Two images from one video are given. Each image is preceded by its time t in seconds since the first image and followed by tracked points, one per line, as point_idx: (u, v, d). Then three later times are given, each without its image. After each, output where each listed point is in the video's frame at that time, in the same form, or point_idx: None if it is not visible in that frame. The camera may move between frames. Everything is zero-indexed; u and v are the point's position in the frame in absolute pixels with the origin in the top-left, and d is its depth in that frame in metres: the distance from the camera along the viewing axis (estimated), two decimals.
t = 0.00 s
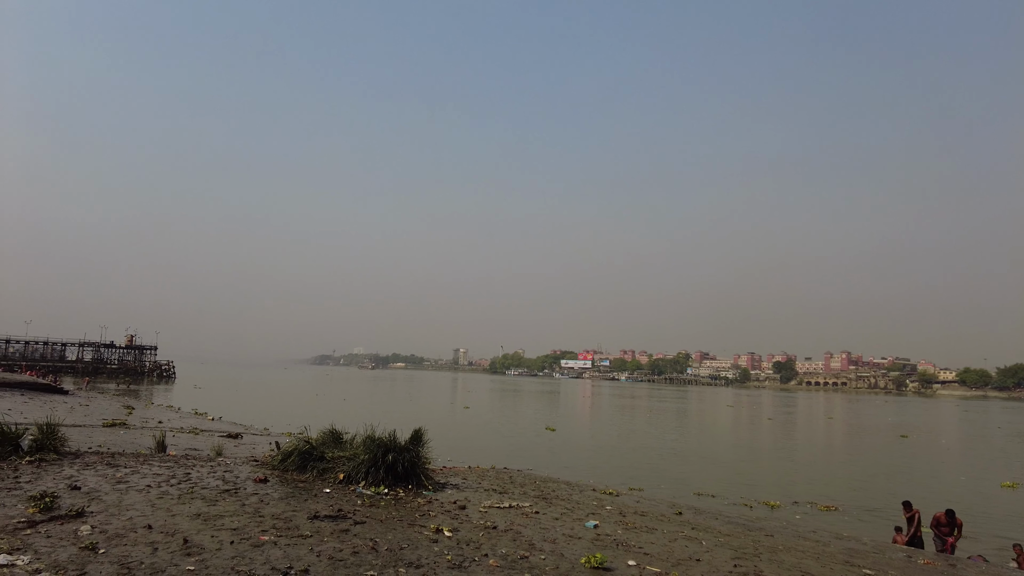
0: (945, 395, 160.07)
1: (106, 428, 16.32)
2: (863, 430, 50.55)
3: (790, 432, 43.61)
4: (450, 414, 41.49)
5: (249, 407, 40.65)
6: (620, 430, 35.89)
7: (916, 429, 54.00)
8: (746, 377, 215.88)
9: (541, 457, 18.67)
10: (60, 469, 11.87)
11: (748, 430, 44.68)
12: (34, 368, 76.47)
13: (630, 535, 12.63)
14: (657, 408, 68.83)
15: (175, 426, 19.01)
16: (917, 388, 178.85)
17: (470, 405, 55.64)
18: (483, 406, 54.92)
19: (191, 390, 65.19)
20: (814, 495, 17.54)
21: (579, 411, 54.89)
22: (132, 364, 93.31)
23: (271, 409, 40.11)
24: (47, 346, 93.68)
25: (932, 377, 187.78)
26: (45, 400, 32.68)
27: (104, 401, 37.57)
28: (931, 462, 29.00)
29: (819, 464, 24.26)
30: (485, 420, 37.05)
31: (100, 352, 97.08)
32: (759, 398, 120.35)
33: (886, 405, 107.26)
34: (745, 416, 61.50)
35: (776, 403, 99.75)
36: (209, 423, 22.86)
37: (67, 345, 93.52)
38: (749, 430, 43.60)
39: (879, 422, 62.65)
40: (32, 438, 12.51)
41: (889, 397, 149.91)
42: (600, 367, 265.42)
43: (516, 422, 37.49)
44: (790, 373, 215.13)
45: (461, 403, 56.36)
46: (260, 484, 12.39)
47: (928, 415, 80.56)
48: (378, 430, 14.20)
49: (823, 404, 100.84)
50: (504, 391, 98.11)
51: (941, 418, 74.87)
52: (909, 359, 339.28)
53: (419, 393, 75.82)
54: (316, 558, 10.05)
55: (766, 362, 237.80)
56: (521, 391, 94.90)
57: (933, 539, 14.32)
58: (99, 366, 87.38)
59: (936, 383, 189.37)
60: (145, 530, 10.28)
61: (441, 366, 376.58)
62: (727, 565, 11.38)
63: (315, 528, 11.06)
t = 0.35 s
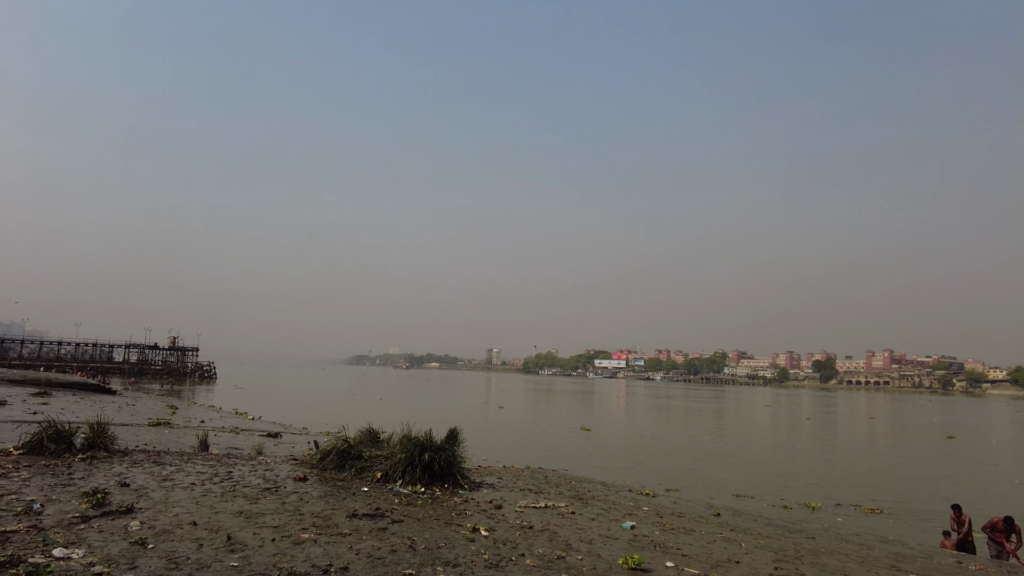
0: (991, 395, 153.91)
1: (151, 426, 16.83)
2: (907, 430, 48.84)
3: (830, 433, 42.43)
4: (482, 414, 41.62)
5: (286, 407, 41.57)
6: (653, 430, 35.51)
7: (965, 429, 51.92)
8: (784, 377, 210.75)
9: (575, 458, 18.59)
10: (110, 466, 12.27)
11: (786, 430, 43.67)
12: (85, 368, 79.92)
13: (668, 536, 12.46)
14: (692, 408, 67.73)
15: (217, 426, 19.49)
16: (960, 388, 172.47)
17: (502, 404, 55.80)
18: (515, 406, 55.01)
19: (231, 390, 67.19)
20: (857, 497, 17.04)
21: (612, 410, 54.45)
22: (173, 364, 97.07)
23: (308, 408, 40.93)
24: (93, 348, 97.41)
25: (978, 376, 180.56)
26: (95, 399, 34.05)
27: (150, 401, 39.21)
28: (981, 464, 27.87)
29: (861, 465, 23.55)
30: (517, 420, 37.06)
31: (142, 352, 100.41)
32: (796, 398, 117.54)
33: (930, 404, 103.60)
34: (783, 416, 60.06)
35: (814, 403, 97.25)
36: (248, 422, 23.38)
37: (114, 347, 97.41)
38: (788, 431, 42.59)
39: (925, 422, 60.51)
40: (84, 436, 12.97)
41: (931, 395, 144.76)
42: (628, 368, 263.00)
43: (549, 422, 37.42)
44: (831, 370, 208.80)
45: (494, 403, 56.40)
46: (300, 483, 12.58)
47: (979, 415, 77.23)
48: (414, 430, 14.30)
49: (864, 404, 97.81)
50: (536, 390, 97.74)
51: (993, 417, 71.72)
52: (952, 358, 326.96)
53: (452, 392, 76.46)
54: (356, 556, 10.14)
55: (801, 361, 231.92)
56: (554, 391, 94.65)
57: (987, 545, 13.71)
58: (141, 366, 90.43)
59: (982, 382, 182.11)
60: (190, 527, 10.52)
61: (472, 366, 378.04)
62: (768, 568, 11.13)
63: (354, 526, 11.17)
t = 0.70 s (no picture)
0: None
1: (191, 425, 17.20)
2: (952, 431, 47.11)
3: (871, 433, 41.21)
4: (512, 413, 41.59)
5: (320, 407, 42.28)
6: (686, 430, 35.04)
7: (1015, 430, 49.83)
8: (823, 377, 205.10)
9: (609, 458, 18.45)
10: (153, 464, 12.59)
11: (824, 430, 42.58)
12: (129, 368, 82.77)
13: (704, 537, 12.26)
14: (726, 408, 66.47)
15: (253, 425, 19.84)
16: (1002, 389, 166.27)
17: (534, 404, 55.69)
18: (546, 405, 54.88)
19: (266, 390, 68.25)
20: (899, 500, 16.52)
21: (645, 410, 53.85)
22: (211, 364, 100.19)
23: (341, 408, 41.52)
24: (132, 350, 100.49)
25: None
26: (139, 398, 35.16)
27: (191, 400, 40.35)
28: None
29: (904, 466, 22.83)
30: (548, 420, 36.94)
31: (180, 354, 103.39)
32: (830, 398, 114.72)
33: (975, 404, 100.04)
34: (821, 416, 58.54)
35: (853, 402, 94.54)
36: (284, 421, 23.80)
37: (156, 348, 100.64)
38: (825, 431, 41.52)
39: (971, 422, 58.30)
40: (129, 435, 13.34)
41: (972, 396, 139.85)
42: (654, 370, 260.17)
43: (580, 422, 37.22)
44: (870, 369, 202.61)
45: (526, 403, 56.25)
46: (336, 481, 12.72)
47: None
48: (447, 429, 14.36)
49: (905, 403, 94.72)
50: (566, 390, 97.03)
51: None
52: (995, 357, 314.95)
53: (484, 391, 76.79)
54: (392, 554, 10.20)
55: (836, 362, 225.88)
56: (584, 390, 93.95)
57: None
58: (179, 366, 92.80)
59: None
60: (231, 524, 10.69)
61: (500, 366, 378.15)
62: (808, 570, 10.87)
63: (390, 524, 11.24)
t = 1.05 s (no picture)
0: None
1: (233, 424, 17.63)
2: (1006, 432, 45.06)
3: (918, 434, 39.77)
4: (546, 413, 41.50)
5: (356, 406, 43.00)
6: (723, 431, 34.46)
7: None
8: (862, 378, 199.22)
9: (645, 458, 18.32)
10: (198, 461, 12.93)
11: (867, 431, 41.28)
12: (173, 368, 85.56)
13: (743, 539, 12.03)
14: (763, 408, 65.06)
15: (292, 423, 20.22)
16: None
17: (568, 403, 55.46)
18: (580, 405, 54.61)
19: (303, 390, 67.61)
20: (947, 503, 15.92)
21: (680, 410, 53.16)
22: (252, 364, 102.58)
23: (377, 407, 42.10)
24: (173, 349, 103.71)
25: None
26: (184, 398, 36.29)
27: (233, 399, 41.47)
28: None
29: (953, 469, 21.98)
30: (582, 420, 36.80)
31: (220, 354, 106.43)
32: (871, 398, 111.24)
33: None
34: (862, 417, 56.85)
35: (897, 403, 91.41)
36: (323, 420, 24.22)
37: (197, 348, 103.65)
38: (869, 432, 40.25)
39: None
40: (174, 433, 13.72)
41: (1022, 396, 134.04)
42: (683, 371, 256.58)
43: (614, 421, 36.99)
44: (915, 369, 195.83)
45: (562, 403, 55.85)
46: (374, 479, 12.84)
47: None
48: (483, 428, 14.41)
49: (951, 404, 91.15)
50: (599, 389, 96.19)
51: None
52: None
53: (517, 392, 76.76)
54: (430, 552, 10.23)
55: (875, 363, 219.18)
56: (617, 390, 93.04)
57: None
58: (219, 366, 95.18)
59: None
60: (272, 520, 10.87)
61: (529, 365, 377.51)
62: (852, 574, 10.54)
63: (427, 522, 11.29)
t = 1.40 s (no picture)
0: None
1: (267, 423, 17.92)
2: None
3: (962, 436, 38.43)
4: (575, 413, 41.32)
5: (386, 405, 43.43)
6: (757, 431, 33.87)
7: None
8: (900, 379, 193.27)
9: (677, 459, 18.13)
10: (234, 460, 13.17)
11: (908, 432, 40.05)
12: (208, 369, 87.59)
13: (779, 541, 11.78)
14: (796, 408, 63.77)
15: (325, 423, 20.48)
16: None
17: (598, 403, 55.14)
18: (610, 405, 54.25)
19: (337, 390, 66.46)
20: (993, 508, 15.35)
21: (712, 411, 52.40)
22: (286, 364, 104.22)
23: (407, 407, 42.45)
24: (207, 350, 106.29)
25: None
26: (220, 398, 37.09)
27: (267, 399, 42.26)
28: None
29: (1000, 472, 21.17)
30: (612, 420, 36.55)
31: (254, 354, 108.67)
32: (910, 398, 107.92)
33: None
34: (900, 417, 55.28)
35: (940, 403, 88.44)
36: (354, 419, 24.49)
37: (230, 350, 105.86)
38: (910, 433, 39.03)
39: None
40: (211, 432, 14.01)
41: None
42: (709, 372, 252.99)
43: (644, 421, 36.66)
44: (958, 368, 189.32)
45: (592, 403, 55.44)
46: (406, 478, 12.92)
47: None
48: (514, 428, 14.39)
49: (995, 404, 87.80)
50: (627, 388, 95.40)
51: None
52: None
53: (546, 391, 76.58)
54: (463, 551, 10.24)
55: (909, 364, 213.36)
56: (648, 390, 92.01)
57: None
58: (253, 366, 97.16)
59: None
60: (308, 518, 10.99)
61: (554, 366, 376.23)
62: None
63: (460, 521, 11.31)
